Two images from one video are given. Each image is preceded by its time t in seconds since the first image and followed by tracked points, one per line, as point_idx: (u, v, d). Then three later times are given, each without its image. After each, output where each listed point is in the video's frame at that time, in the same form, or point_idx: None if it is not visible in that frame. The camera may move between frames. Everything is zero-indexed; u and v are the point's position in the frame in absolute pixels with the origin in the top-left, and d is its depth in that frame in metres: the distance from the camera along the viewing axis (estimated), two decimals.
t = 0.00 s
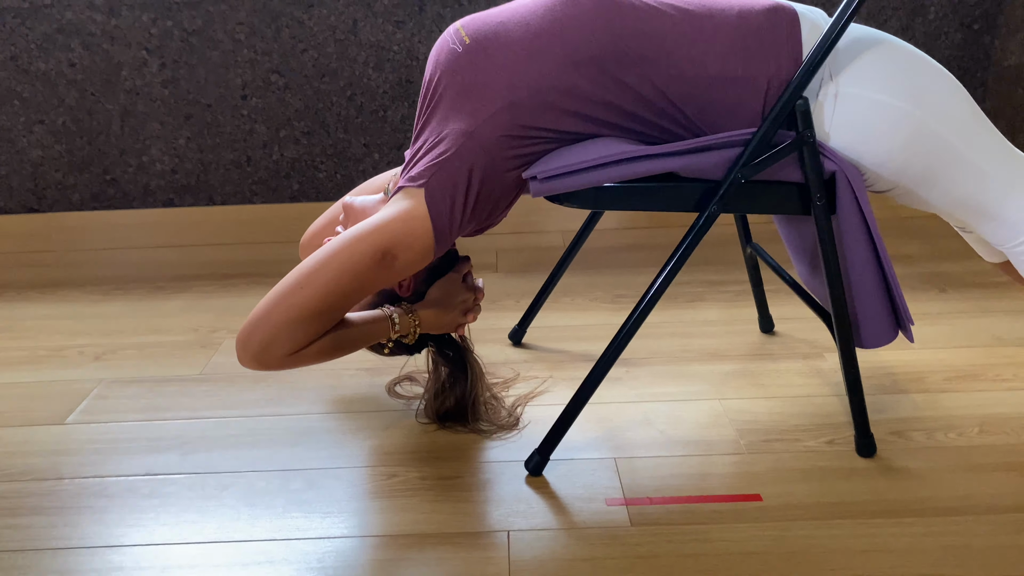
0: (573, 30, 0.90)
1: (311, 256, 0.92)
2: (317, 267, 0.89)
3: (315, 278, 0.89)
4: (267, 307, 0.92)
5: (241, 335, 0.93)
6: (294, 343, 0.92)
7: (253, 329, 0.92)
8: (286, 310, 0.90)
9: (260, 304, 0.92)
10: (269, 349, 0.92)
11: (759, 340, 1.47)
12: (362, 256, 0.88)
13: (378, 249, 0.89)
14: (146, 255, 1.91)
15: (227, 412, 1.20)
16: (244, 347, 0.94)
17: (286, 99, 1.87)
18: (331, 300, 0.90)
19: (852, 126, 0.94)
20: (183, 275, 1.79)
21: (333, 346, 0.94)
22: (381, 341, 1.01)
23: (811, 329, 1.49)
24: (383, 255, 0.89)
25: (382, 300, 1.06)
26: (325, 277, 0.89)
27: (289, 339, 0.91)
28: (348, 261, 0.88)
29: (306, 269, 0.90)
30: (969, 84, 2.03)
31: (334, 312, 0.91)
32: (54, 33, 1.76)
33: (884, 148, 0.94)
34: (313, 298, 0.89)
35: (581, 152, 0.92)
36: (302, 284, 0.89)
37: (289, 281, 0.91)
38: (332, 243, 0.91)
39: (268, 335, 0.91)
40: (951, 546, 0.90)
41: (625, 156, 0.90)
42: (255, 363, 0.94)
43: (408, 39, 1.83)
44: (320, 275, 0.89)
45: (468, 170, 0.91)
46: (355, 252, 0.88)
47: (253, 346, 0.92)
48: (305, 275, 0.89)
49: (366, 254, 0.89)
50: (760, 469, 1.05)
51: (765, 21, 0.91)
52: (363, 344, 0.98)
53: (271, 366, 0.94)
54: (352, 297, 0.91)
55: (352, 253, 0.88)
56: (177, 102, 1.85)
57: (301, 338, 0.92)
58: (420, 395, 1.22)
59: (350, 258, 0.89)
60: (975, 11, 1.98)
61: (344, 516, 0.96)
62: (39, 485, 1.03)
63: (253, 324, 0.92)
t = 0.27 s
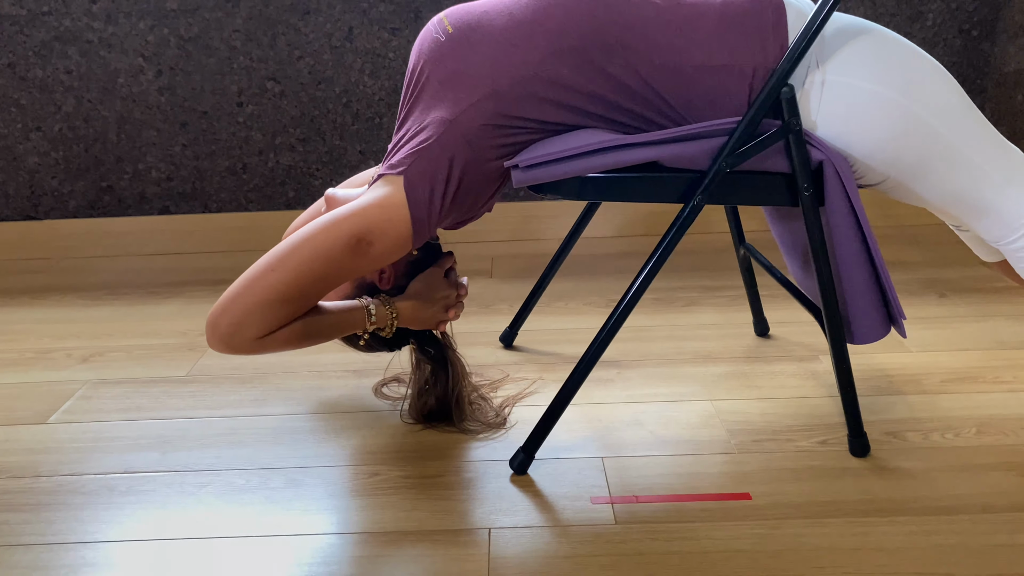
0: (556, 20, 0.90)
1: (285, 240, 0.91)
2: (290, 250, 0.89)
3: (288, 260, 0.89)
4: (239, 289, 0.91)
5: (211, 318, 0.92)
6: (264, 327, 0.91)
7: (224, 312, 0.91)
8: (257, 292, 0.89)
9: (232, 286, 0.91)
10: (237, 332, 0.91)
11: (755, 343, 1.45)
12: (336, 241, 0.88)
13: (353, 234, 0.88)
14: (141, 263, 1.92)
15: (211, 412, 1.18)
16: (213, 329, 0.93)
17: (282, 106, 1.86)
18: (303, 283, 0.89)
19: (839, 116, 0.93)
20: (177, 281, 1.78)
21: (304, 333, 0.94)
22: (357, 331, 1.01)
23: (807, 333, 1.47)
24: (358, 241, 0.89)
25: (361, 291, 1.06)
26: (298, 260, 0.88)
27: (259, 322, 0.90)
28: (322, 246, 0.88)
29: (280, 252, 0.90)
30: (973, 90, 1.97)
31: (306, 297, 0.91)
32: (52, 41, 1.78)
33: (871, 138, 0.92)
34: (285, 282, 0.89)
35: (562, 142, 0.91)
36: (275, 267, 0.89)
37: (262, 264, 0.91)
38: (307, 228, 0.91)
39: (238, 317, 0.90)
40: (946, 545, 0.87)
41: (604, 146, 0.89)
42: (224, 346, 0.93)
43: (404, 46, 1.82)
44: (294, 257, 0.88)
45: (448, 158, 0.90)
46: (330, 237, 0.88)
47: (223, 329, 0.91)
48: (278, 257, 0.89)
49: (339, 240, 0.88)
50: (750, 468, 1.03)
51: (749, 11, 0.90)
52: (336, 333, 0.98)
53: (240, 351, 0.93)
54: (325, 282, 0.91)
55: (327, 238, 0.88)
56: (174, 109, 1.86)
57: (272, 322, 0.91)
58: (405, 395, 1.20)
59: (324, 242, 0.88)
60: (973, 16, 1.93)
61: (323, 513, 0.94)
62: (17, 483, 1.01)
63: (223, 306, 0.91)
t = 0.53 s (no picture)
0: (550, 20, 0.90)
1: (280, 242, 0.91)
2: (285, 252, 0.88)
3: (283, 262, 0.88)
4: (233, 292, 0.90)
5: (206, 321, 0.91)
6: (259, 330, 0.90)
7: (219, 315, 0.90)
8: (251, 294, 0.89)
9: (227, 288, 0.90)
10: (232, 336, 0.90)
11: (754, 351, 1.44)
12: (330, 243, 0.87)
13: (347, 236, 0.88)
14: (141, 274, 1.92)
15: (205, 418, 1.17)
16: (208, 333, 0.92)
17: (283, 118, 1.87)
18: (298, 285, 0.89)
19: (834, 114, 0.93)
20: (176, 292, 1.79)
21: (299, 336, 0.93)
22: (354, 335, 1.00)
23: (808, 341, 1.46)
24: (352, 243, 0.88)
25: (356, 295, 1.06)
26: (292, 262, 0.88)
27: (253, 325, 0.90)
28: (317, 248, 0.88)
29: (274, 254, 0.89)
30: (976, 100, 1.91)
31: (301, 299, 0.90)
32: (54, 53, 1.80)
33: (867, 136, 0.92)
34: (279, 284, 0.88)
35: (557, 142, 0.91)
36: (269, 269, 0.88)
37: (257, 267, 0.90)
38: (302, 230, 0.90)
39: (232, 319, 0.89)
40: (947, 549, 0.85)
41: (599, 145, 0.89)
42: (218, 350, 0.92)
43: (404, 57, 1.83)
44: (288, 259, 0.88)
45: (443, 158, 0.90)
46: (324, 238, 0.88)
47: (217, 332, 0.90)
48: (273, 259, 0.89)
49: (333, 241, 0.88)
50: (748, 473, 1.01)
51: (744, 11, 0.91)
52: (334, 336, 0.97)
53: (235, 355, 0.92)
54: (320, 284, 0.90)
55: (321, 239, 0.88)
56: (175, 121, 1.87)
57: (267, 325, 0.90)
58: (401, 401, 1.19)
59: (318, 244, 0.88)
60: (973, 27, 1.87)
61: (316, 517, 0.93)
62: (7, 487, 1.01)
63: (218, 309, 0.90)
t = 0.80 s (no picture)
0: (553, 31, 0.91)
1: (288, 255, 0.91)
2: (292, 264, 0.89)
3: (290, 274, 0.89)
4: (241, 305, 0.91)
5: (215, 334, 0.92)
6: (267, 342, 0.91)
7: (227, 328, 0.91)
8: (259, 307, 0.89)
9: (235, 301, 0.91)
10: (241, 348, 0.91)
11: (758, 362, 1.43)
12: (336, 254, 0.88)
13: (354, 246, 0.88)
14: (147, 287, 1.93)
15: (210, 429, 1.18)
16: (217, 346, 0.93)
17: (289, 132, 1.89)
18: (305, 297, 0.89)
19: (835, 123, 0.93)
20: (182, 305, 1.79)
21: (307, 347, 0.93)
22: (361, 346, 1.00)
23: (812, 352, 1.46)
24: (359, 253, 0.88)
25: (362, 306, 1.06)
26: (299, 273, 0.88)
27: (262, 337, 0.90)
28: (323, 259, 0.88)
29: (281, 267, 0.90)
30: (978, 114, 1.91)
31: (308, 310, 0.91)
32: (64, 69, 1.82)
33: (868, 146, 0.92)
34: (287, 295, 0.89)
35: (561, 151, 0.92)
36: (276, 282, 0.89)
37: (264, 279, 0.91)
38: (309, 241, 0.91)
39: (241, 331, 0.90)
40: (953, 557, 0.85)
41: (602, 153, 0.90)
42: (227, 361, 0.92)
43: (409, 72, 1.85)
44: (295, 271, 0.88)
45: (448, 168, 0.91)
46: (330, 250, 0.88)
47: (226, 345, 0.91)
48: (280, 272, 0.89)
49: (340, 252, 0.88)
50: (753, 482, 1.01)
51: (745, 21, 0.92)
52: (341, 347, 0.97)
53: (244, 366, 0.93)
54: (327, 296, 0.90)
55: (327, 250, 0.88)
56: (182, 135, 1.89)
57: (275, 337, 0.91)
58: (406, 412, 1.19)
59: (324, 255, 0.88)
60: (975, 42, 1.88)
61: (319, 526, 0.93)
62: (12, 496, 1.01)
63: (227, 321, 0.91)
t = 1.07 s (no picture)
0: (558, 42, 0.92)
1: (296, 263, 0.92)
2: (300, 272, 0.89)
3: (299, 283, 0.89)
4: (250, 313, 0.91)
5: (223, 342, 0.92)
6: (275, 350, 0.91)
7: (236, 336, 0.91)
8: (268, 315, 0.90)
9: (244, 310, 0.91)
10: (249, 356, 0.91)
11: (764, 373, 1.43)
12: (345, 262, 0.88)
13: (362, 255, 0.89)
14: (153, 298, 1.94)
15: (216, 438, 1.18)
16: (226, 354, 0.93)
17: (295, 144, 1.90)
18: (314, 305, 0.90)
19: (840, 132, 0.94)
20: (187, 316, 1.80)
21: (315, 356, 0.94)
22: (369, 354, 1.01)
23: (818, 362, 1.45)
24: (367, 262, 0.89)
25: (369, 315, 1.06)
26: (308, 282, 0.89)
27: (270, 345, 0.90)
28: (331, 267, 0.88)
29: (290, 275, 0.90)
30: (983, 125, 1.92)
31: (316, 318, 0.91)
32: (72, 81, 1.84)
33: (873, 154, 0.93)
34: (295, 304, 0.89)
35: (568, 160, 0.92)
36: (285, 290, 0.90)
37: (273, 288, 0.91)
38: (317, 250, 0.91)
39: (249, 340, 0.90)
40: (961, 566, 0.85)
41: (609, 162, 0.91)
42: (235, 370, 0.93)
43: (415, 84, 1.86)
44: (304, 279, 0.89)
45: (455, 177, 0.91)
46: (338, 258, 0.88)
47: (234, 353, 0.91)
48: (289, 280, 0.90)
49: (348, 261, 0.88)
50: (761, 491, 1.01)
51: (750, 32, 0.92)
52: (350, 356, 0.98)
53: (252, 375, 0.93)
54: (335, 304, 0.91)
55: (336, 259, 0.88)
56: (189, 147, 1.90)
57: (283, 345, 0.91)
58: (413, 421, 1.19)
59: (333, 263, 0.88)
60: (979, 53, 1.89)
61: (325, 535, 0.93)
62: (20, 505, 1.01)
63: (235, 329, 0.91)
